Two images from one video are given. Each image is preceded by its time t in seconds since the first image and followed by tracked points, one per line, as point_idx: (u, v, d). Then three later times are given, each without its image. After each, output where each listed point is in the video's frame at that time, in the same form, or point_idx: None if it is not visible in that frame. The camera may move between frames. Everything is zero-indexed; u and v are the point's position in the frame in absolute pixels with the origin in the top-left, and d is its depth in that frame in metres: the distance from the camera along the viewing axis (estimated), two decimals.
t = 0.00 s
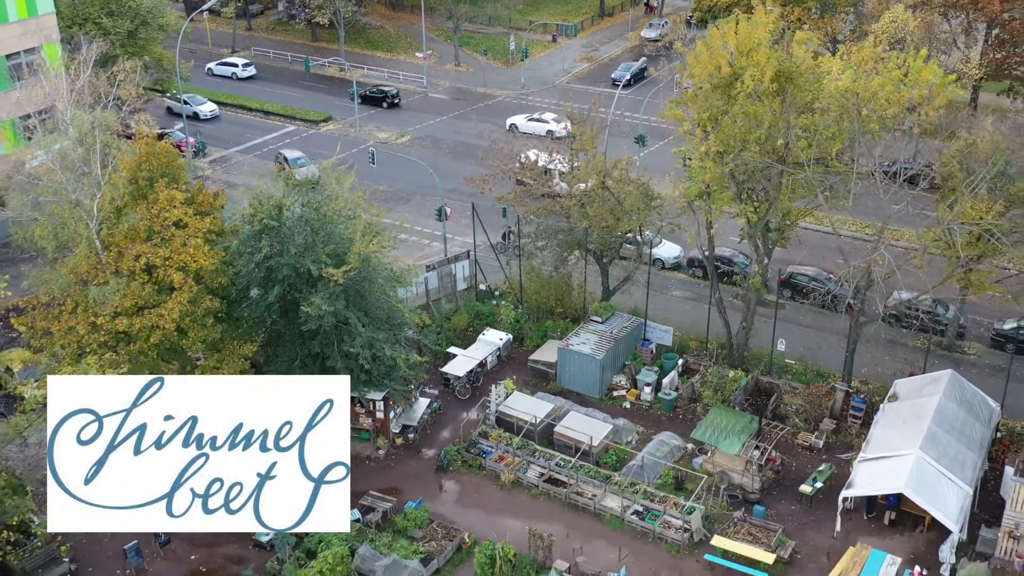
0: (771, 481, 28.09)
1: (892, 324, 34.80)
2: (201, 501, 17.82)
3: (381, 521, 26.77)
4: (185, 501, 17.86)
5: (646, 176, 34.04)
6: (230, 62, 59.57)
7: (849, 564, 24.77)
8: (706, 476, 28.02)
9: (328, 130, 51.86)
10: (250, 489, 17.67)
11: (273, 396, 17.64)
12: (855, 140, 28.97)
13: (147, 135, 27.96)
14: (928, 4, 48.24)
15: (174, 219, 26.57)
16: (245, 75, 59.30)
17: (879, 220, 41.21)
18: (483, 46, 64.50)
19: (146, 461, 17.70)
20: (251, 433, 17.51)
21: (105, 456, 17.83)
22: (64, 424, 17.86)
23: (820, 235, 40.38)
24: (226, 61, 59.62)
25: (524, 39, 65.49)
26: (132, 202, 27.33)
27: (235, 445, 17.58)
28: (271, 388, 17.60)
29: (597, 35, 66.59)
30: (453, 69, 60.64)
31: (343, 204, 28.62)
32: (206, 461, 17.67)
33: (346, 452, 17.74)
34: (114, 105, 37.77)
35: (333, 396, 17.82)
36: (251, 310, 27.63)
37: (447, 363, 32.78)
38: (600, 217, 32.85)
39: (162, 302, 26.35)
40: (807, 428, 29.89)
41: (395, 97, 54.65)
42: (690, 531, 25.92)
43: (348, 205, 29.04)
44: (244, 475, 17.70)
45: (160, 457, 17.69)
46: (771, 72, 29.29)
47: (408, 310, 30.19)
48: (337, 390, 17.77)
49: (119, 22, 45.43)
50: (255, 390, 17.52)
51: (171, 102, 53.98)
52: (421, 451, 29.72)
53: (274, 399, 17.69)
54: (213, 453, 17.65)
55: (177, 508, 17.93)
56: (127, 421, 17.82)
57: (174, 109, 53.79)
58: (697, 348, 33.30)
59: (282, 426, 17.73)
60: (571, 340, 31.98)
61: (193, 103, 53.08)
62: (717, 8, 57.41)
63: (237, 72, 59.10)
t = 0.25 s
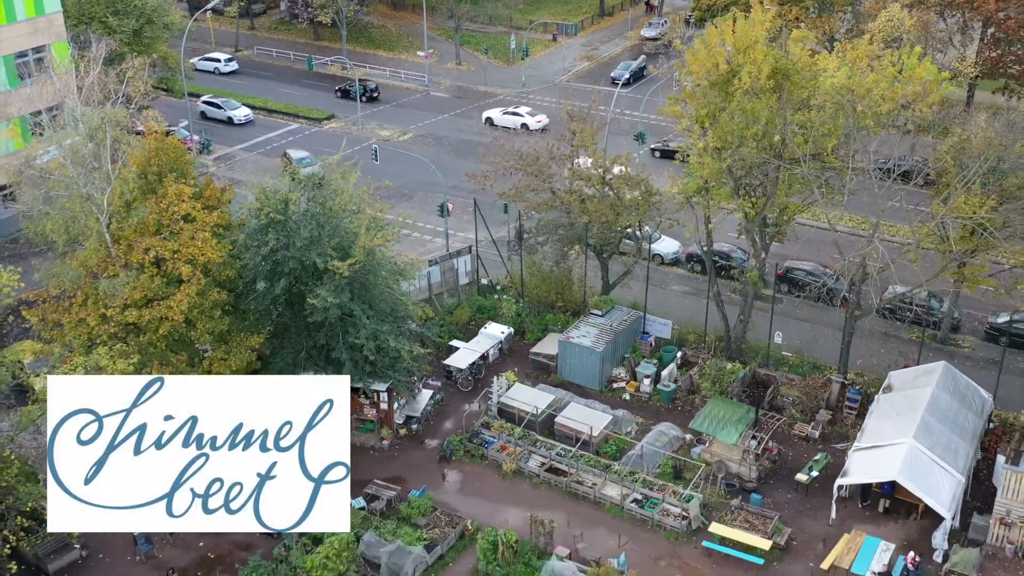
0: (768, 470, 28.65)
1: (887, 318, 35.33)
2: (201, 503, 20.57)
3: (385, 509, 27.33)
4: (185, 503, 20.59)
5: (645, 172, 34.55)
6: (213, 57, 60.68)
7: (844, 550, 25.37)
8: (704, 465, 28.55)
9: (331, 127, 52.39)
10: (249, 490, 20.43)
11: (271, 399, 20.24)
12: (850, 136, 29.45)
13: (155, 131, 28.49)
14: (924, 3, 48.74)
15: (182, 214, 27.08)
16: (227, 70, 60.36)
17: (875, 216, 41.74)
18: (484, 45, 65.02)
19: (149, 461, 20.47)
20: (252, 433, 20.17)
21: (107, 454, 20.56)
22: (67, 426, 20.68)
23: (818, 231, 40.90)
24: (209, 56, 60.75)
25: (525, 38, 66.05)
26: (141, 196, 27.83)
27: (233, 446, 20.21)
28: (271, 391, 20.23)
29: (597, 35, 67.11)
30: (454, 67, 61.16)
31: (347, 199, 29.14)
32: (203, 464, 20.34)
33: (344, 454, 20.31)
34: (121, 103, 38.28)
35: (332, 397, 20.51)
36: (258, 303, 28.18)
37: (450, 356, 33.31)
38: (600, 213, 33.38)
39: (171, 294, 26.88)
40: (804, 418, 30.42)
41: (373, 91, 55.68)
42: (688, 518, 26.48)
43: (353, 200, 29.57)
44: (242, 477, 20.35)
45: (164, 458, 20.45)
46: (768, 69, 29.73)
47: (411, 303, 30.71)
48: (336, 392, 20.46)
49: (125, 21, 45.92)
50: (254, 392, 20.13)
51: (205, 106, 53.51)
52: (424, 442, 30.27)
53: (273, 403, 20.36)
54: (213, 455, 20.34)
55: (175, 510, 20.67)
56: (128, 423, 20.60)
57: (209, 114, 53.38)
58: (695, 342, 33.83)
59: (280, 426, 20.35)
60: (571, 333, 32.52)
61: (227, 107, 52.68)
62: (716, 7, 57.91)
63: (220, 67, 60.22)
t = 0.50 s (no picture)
0: (764, 459, 29.22)
1: (882, 312, 35.88)
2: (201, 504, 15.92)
3: (389, 497, 27.89)
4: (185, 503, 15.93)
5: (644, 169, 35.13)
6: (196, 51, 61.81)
7: (838, 536, 25.99)
8: (702, 454, 29.11)
9: (333, 125, 52.96)
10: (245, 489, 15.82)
11: (267, 396, 15.77)
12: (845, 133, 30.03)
13: (164, 126, 29.04)
14: (920, 2, 49.30)
15: (191, 207, 27.62)
16: (210, 64, 61.57)
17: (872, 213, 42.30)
18: (486, 44, 65.60)
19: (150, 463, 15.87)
20: (251, 432, 15.60)
21: (107, 456, 15.82)
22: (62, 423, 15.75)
23: (814, 227, 41.47)
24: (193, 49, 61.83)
25: (525, 37, 66.63)
26: (150, 190, 28.37)
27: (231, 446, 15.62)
28: (268, 385, 15.85)
29: (597, 34, 67.69)
30: (455, 66, 61.73)
31: (352, 193, 29.71)
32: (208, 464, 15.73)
33: (347, 453, 15.96)
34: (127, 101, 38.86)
35: (334, 394, 15.92)
36: (264, 295, 28.73)
37: (452, 349, 33.88)
38: (600, 208, 33.98)
39: (180, 286, 27.43)
40: (800, 409, 30.98)
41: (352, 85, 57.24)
42: (686, 506, 27.05)
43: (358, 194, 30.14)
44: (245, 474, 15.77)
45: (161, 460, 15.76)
46: (764, 67, 30.37)
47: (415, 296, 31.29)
48: (338, 388, 15.87)
49: (131, 19, 46.49)
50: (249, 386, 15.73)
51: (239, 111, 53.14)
52: (427, 432, 30.84)
53: (270, 398, 15.91)
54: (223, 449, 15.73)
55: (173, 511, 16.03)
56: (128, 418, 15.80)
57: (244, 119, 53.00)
58: (693, 334, 34.40)
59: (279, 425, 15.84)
60: (572, 326, 33.08)
61: (262, 111, 52.30)
62: (715, 6, 58.48)
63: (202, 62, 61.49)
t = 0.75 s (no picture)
0: (761, 449, 29.78)
1: (878, 306, 36.43)
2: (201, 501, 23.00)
3: (393, 485, 28.44)
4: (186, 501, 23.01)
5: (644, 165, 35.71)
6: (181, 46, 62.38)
7: (833, 523, 26.57)
8: (700, 444, 29.66)
9: (336, 123, 53.51)
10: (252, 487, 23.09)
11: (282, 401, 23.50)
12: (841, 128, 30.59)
13: (173, 122, 29.57)
14: (917, 2, 49.85)
15: (199, 201, 28.16)
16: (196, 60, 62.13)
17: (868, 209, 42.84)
18: (487, 43, 66.17)
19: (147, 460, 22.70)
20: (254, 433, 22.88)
21: (105, 455, 22.60)
22: (69, 425, 22.98)
23: (811, 223, 42.03)
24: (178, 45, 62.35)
25: (526, 36, 67.14)
26: (159, 184, 28.89)
27: (237, 446, 22.72)
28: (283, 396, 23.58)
29: (597, 33, 68.25)
30: (457, 65, 62.29)
31: (357, 188, 30.24)
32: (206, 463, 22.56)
33: (344, 455, 22.99)
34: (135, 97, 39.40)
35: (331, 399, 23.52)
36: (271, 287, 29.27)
37: (454, 342, 34.44)
38: (601, 203, 34.57)
39: (188, 278, 27.95)
40: (796, 401, 31.55)
41: (333, 79, 58.61)
42: (684, 494, 27.61)
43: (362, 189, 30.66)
44: (247, 475, 23.01)
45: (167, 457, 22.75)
46: (762, 64, 30.92)
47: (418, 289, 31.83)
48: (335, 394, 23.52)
49: (136, 18, 47.01)
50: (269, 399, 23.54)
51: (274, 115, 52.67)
52: (430, 423, 31.41)
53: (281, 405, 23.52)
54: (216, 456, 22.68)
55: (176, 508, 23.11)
56: (128, 424, 22.98)
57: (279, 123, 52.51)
58: (692, 328, 34.95)
59: (283, 427, 23.20)
60: (572, 319, 33.65)
61: (297, 116, 51.80)
62: (714, 6, 59.04)
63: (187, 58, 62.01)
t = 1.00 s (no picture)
0: (758, 439, 30.35)
1: (874, 301, 36.99)
2: (201, 501, 26.62)
3: (397, 474, 29.01)
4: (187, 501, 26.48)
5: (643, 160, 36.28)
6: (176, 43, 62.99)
7: (827, 511, 27.16)
8: (698, 434, 30.22)
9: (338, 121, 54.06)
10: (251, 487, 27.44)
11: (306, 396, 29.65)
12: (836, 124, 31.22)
13: (181, 117, 30.12)
14: (913, 1, 50.41)
15: (206, 195, 28.74)
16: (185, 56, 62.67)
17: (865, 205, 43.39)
18: (488, 42, 66.73)
19: (146, 459, 26.96)
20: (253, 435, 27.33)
21: (108, 453, 26.48)
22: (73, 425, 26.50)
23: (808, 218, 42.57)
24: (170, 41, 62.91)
25: (526, 35, 67.72)
26: (167, 179, 29.52)
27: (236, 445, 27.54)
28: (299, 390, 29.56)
29: (597, 32, 68.82)
30: (458, 63, 62.85)
31: (362, 182, 30.78)
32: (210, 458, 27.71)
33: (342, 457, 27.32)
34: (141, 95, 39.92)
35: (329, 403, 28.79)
36: (277, 280, 29.86)
37: (457, 334, 34.97)
38: (601, 198, 35.13)
39: (196, 271, 28.53)
40: (793, 392, 32.11)
41: (315, 74, 59.67)
42: (682, 483, 28.17)
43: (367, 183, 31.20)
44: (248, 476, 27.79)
45: (167, 457, 27.04)
46: (758, 60, 31.69)
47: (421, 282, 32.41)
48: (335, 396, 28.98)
49: (141, 17, 47.53)
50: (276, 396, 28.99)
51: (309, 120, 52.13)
52: (433, 413, 31.98)
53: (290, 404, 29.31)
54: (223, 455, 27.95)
55: (177, 508, 26.43)
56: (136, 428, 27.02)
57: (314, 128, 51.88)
58: (690, 322, 35.52)
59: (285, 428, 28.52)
60: (572, 312, 34.21)
61: (333, 121, 51.16)
62: (713, 5, 59.61)
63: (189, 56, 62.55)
